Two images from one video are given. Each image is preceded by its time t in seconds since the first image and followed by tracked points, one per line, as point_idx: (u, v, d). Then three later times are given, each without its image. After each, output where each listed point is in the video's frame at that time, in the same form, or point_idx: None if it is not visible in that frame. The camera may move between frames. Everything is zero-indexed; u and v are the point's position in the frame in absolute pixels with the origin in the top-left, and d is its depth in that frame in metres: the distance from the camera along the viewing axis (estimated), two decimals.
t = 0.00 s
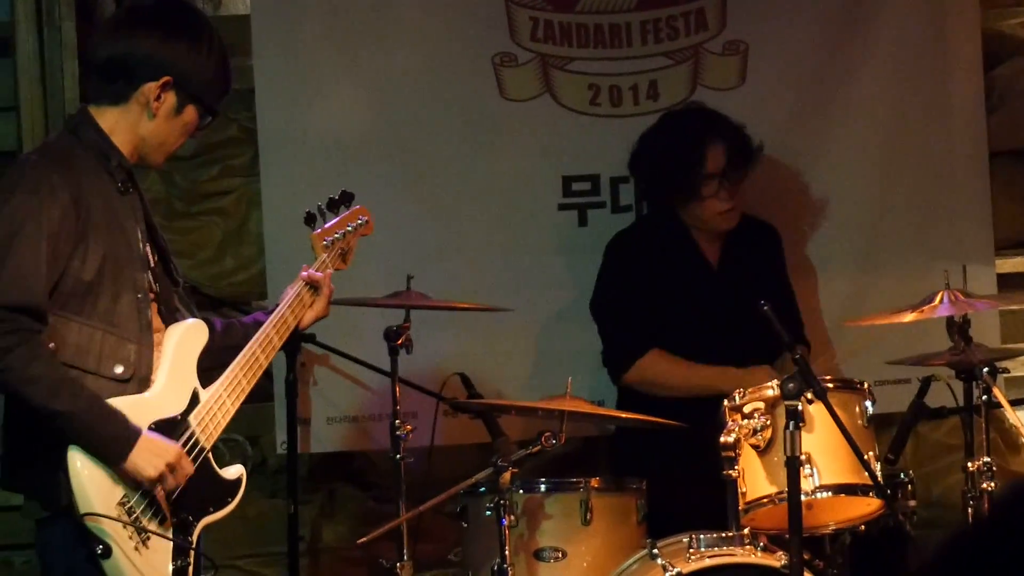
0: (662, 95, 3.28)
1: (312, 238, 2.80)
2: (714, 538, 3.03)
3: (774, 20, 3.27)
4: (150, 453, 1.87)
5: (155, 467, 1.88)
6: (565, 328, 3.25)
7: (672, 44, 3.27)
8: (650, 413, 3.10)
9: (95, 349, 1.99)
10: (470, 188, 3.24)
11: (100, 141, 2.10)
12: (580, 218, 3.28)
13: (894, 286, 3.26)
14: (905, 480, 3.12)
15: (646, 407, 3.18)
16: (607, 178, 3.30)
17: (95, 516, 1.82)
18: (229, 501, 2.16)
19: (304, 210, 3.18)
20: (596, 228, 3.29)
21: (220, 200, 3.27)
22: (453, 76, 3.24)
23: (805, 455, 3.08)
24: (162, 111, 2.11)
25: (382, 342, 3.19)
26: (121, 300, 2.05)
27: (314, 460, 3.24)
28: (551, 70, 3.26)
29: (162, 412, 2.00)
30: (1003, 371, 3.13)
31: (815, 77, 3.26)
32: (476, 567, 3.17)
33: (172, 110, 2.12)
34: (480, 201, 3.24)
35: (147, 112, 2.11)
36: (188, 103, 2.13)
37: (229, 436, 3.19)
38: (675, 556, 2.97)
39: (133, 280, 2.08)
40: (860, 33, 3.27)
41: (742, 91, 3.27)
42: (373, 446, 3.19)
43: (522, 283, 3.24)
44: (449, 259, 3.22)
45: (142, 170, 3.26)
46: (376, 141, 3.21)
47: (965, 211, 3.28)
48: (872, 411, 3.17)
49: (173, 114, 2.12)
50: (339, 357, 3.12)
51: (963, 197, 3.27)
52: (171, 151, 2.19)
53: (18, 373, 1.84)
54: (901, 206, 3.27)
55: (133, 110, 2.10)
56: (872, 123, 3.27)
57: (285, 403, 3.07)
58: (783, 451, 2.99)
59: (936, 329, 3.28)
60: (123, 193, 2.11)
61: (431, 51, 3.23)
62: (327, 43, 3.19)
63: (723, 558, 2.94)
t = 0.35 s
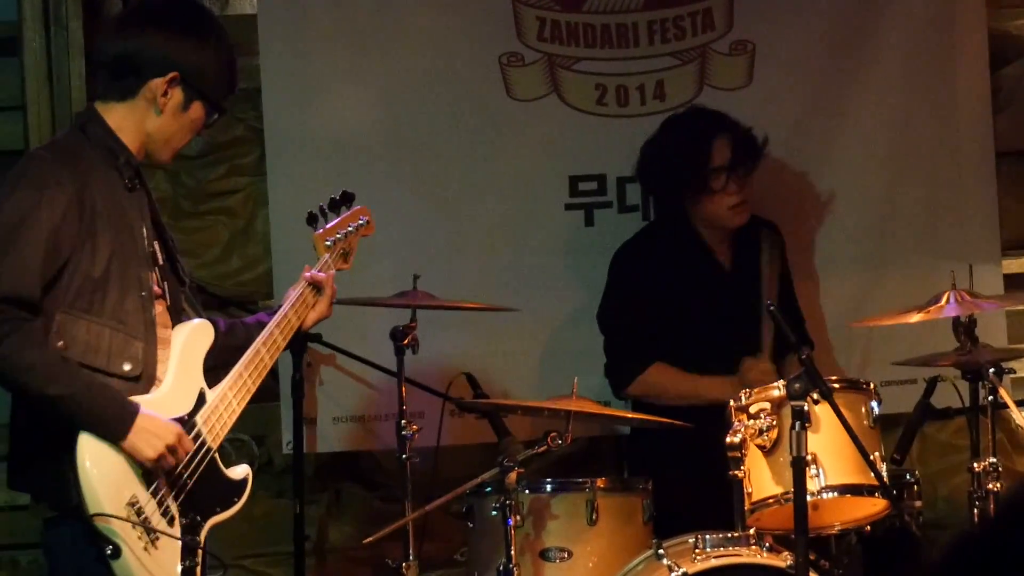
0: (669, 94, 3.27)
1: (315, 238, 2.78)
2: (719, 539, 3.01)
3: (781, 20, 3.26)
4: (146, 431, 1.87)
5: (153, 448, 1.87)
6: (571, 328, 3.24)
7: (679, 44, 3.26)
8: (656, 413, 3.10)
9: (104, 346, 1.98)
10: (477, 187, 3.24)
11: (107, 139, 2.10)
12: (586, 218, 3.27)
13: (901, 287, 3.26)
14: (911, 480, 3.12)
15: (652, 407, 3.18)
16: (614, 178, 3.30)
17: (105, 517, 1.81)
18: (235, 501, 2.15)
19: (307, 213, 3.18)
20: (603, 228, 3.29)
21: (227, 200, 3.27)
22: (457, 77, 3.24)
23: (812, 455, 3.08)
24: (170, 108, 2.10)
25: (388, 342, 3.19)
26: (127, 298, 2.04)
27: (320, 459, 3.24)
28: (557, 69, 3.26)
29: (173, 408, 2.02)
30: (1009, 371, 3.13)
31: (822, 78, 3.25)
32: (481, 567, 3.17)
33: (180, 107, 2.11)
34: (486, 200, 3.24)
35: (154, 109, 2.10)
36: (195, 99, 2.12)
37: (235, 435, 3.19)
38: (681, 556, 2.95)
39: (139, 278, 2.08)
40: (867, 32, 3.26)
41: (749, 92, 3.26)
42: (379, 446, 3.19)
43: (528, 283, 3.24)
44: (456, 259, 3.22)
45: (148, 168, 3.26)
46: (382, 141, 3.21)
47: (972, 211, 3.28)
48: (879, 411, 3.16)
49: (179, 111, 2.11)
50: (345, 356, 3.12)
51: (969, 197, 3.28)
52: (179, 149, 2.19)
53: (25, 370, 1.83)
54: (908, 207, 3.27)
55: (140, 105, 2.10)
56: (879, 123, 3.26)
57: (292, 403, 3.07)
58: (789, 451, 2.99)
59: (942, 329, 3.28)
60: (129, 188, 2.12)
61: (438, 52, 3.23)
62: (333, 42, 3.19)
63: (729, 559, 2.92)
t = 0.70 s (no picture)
0: (671, 92, 3.28)
1: (325, 239, 2.79)
2: (723, 536, 3.02)
3: (783, 18, 3.26)
4: (164, 443, 1.88)
5: (168, 461, 1.87)
6: (574, 327, 3.24)
7: (681, 42, 3.26)
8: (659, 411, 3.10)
9: (104, 344, 1.98)
10: (479, 186, 3.24)
11: (106, 139, 2.09)
12: (589, 216, 3.27)
13: (903, 284, 3.26)
14: (915, 477, 3.12)
15: (655, 405, 3.18)
16: (617, 176, 3.30)
17: (109, 513, 1.83)
18: (240, 500, 2.14)
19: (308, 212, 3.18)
20: (605, 227, 3.29)
21: (229, 200, 3.28)
22: (459, 76, 3.24)
23: (814, 453, 3.09)
24: (153, 111, 2.10)
25: (390, 341, 3.19)
26: (127, 296, 2.04)
27: (323, 459, 3.24)
28: (559, 68, 3.26)
29: (174, 409, 2.01)
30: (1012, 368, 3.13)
31: (823, 76, 3.26)
32: (484, 565, 3.17)
33: (163, 111, 2.10)
34: (489, 199, 3.24)
35: (138, 112, 2.10)
36: (180, 104, 2.11)
37: (238, 434, 3.20)
38: (684, 554, 2.96)
39: (135, 276, 2.06)
40: (869, 30, 3.26)
41: (751, 90, 3.26)
42: (382, 444, 3.20)
43: (531, 281, 3.24)
44: (458, 258, 3.23)
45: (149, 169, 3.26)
46: (384, 140, 3.21)
47: (974, 207, 3.28)
48: (881, 408, 3.16)
49: (163, 115, 2.10)
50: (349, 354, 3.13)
51: (972, 193, 3.27)
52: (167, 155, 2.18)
53: (26, 372, 1.83)
54: (910, 204, 3.27)
55: (125, 108, 2.10)
56: (881, 120, 3.27)
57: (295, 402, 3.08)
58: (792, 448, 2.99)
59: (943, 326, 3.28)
60: (123, 187, 2.11)
61: (440, 51, 3.23)
62: (336, 42, 3.19)
63: (733, 556, 2.95)
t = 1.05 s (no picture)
0: (669, 92, 3.28)
1: (308, 244, 2.84)
2: (720, 535, 3.05)
3: (782, 18, 3.26)
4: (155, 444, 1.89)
5: (164, 458, 1.90)
6: (572, 326, 3.24)
7: (680, 40, 3.26)
8: (656, 410, 3.11)
9: (96, 342, 1.99)
10: (477, 185, 3.24)
11: (98, 138, 2.09)
12: (588, 216, 3.27)
13: (900, 283, 3.25)
14: (912, 477, 3.12)
15: (652, 404, 3.19)
16: (615, 175, 3.30)
17: (104, 506, 1.84)
18: (239, 495, 2.16)
19: (306, 211, 3.18)
20: (603, 226, 3.29)
21: (228, 198, 3.29)
22: (457, 74, 3.24)
23: (812, 452, 3.10)
24: (131, 105, 2.08)
25: (389, 341, 3.20)
26: (120, 295, 2.05)
27: (321, 457, 3.25)
28: (558, 67, 3.26)
29: (164, 408, 2.02)
30: (1009, 368, 3.14)
31: (822, 75, 3.25)
32: (481, 564, 3.18)
33: (141, 106, 2.08)
34: (487, 198, 3.24)
35: (116, 106, 2.09)
36: (158, 103, 2.08)
37: (236, 433, 3.20)
38: (681, 553, 2.97)
39: (128, 275, 2.07)
40: (868, 30, 3.26)
41: (750, 89, 3.26)
42: (380, 443, 3.21)
43: (528, 280, 3.24)
44: (456, 257, 3.23)
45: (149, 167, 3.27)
46: (381, 138, 3.22)
47: (972, 207, 3.26)
48: (879, 408, 3.17)
49: (139, 112, 2.08)
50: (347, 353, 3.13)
51: (970, 193, 3.26)
52: (149, 161, 2.14)
53: (22, 371, 1.84)
54: (908, 203, 3.26)
55: (106, 103, 2.10)
56: (880, 120, 3.26)
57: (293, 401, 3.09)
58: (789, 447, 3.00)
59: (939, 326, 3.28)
60: (115, 186, 2.11)
61: (439, 49, 3.24)
62: (335, 40, 3.20)
63: (729, 555, 2.95)
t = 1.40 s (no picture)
0: (604, 97, 3.28)
1: (241, 246, 2.87)
2: (648, 535, 3.12)
3: (717, 25, 3.26)
4: (88, 433, 1.94)
5: (91, 452, 1.94)
6: (504, 327, 3.29)
7: (616, 47, 3.26)
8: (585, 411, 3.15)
9: (27, 345, 2.00)
10: (413, 188, 3.28)
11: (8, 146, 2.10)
12: (522, 218, 3.32)
13: (828, 289, 3.25)
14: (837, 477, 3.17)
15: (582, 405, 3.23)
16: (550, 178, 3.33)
17: (36, 505, 1.86)
18: (166, 495, 2.20)
19: (240, 214, 3.21)
20: (537, 228, 3.33)
21: (166, 200, 3.32)
22: (396, 78, 3.27)
23: (739, 453, 3.15)
24: (65, 110, 2.10)
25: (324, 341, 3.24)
26: (54, 293, 2.07)
27: (257, 457, 3.28)
28: (495, 72, 3.27)
29: (94, 409, 2.05)
30: (934, 371, 3.18)
31: (757, 80, 3.24)
32: (413, 564, 3.21)
33: (75, 111, 2.11)
34: (422, 201, 3.28)
35: (49, 111, 2.11)
36: (93, 109, 2.11)
37: (172, 433, 3.24)
38: (609, 553, 3.01)
39: (62, 277, 2.10)
40: (801, 37, 3.24)
41: (687, 94, 3.25)
42: (314, 443, 3.25)
43: (462, 282, 3.28)
44: (392, 260, 3.26)
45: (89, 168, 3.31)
46: (319, 139, 3.25)
47: (903, 215, 3.25)
48: (806, 409, 3.21)
49: (74, 117, 2.11)
50: (283, 353, 3.17)
51: (900, 201, 3.25)
52: (82, 165, 2.17)
53: None
54: (841, 209, 3.24)
55: (37, 107, 2.12)
56: (811, 128, 3.24)
57: (229, 401, 3.12)
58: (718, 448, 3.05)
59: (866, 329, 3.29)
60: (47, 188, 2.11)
61: (377, 53, 3.27)
62: (273, 44, 3.23)
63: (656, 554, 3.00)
